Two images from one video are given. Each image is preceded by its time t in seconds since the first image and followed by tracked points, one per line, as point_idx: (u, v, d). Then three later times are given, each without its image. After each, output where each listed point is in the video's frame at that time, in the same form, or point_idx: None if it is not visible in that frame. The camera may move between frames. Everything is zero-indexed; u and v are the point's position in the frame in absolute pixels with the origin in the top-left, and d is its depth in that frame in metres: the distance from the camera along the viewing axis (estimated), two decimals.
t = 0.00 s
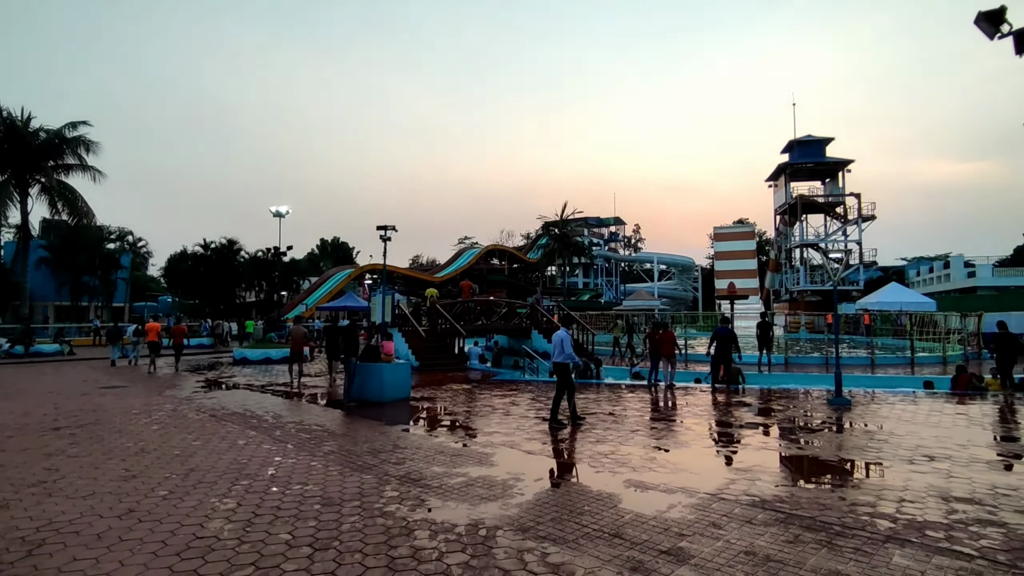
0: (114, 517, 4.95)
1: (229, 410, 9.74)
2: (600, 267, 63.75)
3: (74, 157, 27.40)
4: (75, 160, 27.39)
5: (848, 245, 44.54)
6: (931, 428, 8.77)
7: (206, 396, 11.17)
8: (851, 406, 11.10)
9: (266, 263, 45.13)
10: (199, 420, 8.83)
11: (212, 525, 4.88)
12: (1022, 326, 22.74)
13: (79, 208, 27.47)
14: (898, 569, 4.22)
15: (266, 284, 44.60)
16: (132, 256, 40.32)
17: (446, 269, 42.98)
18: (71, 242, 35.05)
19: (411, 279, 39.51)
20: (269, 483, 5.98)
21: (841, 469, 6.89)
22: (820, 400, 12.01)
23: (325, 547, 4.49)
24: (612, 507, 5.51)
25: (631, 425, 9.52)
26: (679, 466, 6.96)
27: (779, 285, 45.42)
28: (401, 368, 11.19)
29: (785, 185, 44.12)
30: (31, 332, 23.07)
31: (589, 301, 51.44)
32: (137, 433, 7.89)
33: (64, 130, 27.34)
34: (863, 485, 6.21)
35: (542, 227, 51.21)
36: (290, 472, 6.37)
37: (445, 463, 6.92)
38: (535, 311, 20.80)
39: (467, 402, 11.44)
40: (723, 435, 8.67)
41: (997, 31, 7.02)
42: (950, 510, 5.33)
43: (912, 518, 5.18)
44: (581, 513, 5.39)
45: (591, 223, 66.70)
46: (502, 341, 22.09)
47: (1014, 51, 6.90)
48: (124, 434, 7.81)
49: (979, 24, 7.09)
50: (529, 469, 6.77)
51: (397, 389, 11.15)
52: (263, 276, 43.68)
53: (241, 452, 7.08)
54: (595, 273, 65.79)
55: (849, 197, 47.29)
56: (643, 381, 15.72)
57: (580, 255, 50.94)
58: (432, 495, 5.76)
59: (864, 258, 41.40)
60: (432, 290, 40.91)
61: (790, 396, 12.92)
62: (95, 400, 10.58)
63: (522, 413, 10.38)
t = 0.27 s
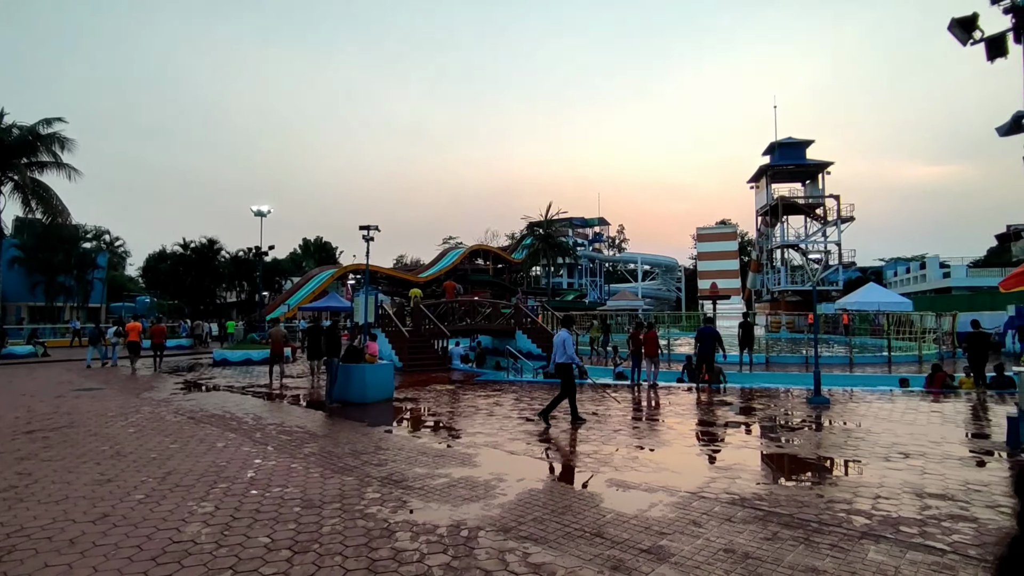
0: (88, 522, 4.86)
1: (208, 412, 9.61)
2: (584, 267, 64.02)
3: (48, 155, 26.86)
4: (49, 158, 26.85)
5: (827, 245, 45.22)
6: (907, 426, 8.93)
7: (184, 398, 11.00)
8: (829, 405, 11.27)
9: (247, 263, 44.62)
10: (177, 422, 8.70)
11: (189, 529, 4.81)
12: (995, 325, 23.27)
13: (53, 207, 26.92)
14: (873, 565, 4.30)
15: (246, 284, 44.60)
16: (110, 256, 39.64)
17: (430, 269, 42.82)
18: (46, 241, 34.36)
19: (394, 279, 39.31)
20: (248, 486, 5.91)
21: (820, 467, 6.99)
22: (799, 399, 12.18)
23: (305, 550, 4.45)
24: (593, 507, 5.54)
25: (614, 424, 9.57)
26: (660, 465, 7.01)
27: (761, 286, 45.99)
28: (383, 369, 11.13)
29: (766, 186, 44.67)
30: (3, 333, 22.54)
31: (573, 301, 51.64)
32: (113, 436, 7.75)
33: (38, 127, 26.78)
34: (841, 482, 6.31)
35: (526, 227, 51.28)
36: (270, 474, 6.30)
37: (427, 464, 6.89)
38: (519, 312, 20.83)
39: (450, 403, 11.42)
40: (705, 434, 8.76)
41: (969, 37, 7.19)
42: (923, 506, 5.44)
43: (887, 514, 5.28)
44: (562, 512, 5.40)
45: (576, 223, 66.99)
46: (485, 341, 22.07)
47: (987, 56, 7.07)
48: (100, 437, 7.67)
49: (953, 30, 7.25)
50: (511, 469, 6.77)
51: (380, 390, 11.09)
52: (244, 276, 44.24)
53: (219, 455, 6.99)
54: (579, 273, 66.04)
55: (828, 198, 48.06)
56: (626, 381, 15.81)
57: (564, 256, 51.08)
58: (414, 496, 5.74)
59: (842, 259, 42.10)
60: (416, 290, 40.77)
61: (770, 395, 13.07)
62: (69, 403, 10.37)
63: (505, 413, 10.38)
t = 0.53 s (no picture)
0: (54, 528, 4.73)
1: (182, 414, 9.43)
2: (566, 267, 64.27)
3: (16, 150, 26.12)
4: (17, 153, 26.11)
5: (804, 246, 45.96)
6: (879, 423, 9.12)
7: (158, 400, 10.77)
8: (804, 403, 11.46)
9: (224, 263, 43.93)
10: (150, 425, 8.52)
11: (160, 533, 4.71)
12: (963, 324, 23.92)
13: (21, 204, 26.18)
14: (844, 559, 4.38)
15: (223, 283, 44.26)
16: (81, 255, 38.76)
17: (410, 269, 42.58)
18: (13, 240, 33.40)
19: (375, 279, 39.02)
20: (222, 488, 5.81)
21: (795, 464, 7.09)
22: (776, 398, 12.35)
23: (279, 553, 4.39)
24: (571, 506, 5.55)
25: (593, 423, 9.62)
26: (639, 463, 7.06)
27: (739, 286, 46.61)
28: (362, 369, 11.03)
29: (744, 188, 45.29)
30: None
31: (554, 301, 51.79)
32: (82, 439, 7.56)
33: (5, 122, 26.03)
34: (814, 478, 6.41)
35: (508, 227, 51.28)
36: (245, 477, 6.20)
37: (406, 465, 6.85)
38: (500, 311, 20.81)
39: (430, 403, 11.36)
40: (683, 433, 8.84)
41: (939, 43, 7.36)
42: (893, 501, 5.55)
43: (858, 510, 5.39)
44: (541, 512, 5.40)
45: (557, 223, 67.22)
46: (466, 341, 22.03)
47: (955, 63, 7.26)
48: (68, 441, 7.47)
49: (923, 36, 7.42)
50: (490, 469, 6.76)
51: (358, 391, 11.00)
52: (220, 276, 44.03)
53: (193, 457, 6.86)
54: (561, 273, 66.27)
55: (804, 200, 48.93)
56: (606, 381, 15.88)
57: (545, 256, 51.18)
58: (392, 498, 5.70)
59: (818, 259, 42.86)
60: (396, 290, 40.51)
61: (748, 394, 13.24)
62: (36, 406, 10.08)
63: (485, 413, 10.36)
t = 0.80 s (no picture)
0: (14, 536, 4.56)
1: (151, 416, 9.20)
2: (545, 267, 64.45)
3: None
4: None
5: (778, 247, 46.79)
6: (849, 420, 9.31)
7: (126, 403, 10.50)
8: (778, 401, 11.65)
9: (196, 262, 42.95)
10: (117, 428, 8.30)
11: (126, 539, 4.58)
12: (930, 323, 24.64)
13: None
14: (815, 555, 4.45)
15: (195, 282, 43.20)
16: (46, 253, 37.37)
17: (388, 269, 42.25)
18: None
19: (352, 279, 38.64)
20: (192, 492, 5.68)
21: (769, 461, 7.21)
22: (750, 396, 12.54)
23: (250, 557, 4.30)
24: (548, 506, 5.55)
25: (570, 423, 9.65)
26: (615, 462, 7.10)
27: (715, 286, 47.26)
28: (337, 370, 10.91)
29: (720, 189, 45.94)
30: None
31: (533, 301, 51.91)
32: (45, 444, 7.33)
33: None
34: (787, 475, 6.52)
35: (487, 227, 51.22)
36: (216, 480, 6.07)
37: (382, 466, 6.78)
38: (478, 311, 20.78)
39: (407, 404, 11.27)
40: (659, 432, 8.92)
41: (906, 50, 7.54)
42: (862, 497, 5.68)
43: (828, 506, 5.49)
44: (517, 512, 5.39)
45: (537, 224, 67.39)
46: (444, 341, 21.94)
47: (922, 69, 7.45)
48: (31, 445, 7.23)
49: (891, 43, 7.61)
50: (467, 470, 6.73)
51: (334, 392, 10.86)
52: (192, 275, 42.75)
53: (162, 461, 6.70)
54: (540, 273, 66.45)
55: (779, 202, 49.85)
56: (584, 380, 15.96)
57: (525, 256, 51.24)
58: (367, 500, 5.64)
59: (792, 260, 43.67)
60: (374, 290, 40.16)
61: (723, 392, 13.42)
62: None
63: (462, 414, 10.32)
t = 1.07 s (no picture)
0: None
1: (117, 420, 8.94)
2: (523, 267, 64.57)
3: None
4: None
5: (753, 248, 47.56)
6: (820, 418, 9.50)
7: (90, 407, 10.18)
8: (752, 400, 11.82)
9: (166, 262, 41.95)
10: (81, 433, 8.04)
11: (89, 548, 4.43)
12: (897, 323, 25.25)
13: None
14: (787, 551, 4.52)
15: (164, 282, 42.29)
16: (5, 252, 36.00)
17: (365, 269, 41.82)
18: None
19: (328, 279, 38.16)
20: (159, 498, 5.52)
21: (743, 459, 7.31)
22: (724, 395, 12.70)
23: (220, 564, 4.19)
24: (525, 506, 5.54)
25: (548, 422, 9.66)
26: (592, 462, 7.12)
27: (691, 286, 47.85)
28: (312, 371, 10.73)
29: (696, 191, 46.54)
30: None
31: (511, 301, 51.94)
32: (3, 450, 7.06)
33: None
34: (760, 473, 6.61)
35: (465, 227, 51.07)
36: (184, 486, 5.91)
37: (356, 469, 6.69)
38: (455, 311, 20.68)
39: (383, 405, 11.16)
40: (635, 431, 8.97)
41: (875, 56, 7.73)
42: (832, 493, 5.79)
43: (801, 502, 5.58)
44: (494, 513, 5.37)
45: (514, 224, 67.48)
46: (421, 342, 21.81)
47: (890, 75, 7.63)
48: None
49: (860, 49, 7.78)
50: (443, 471, 6.69)
51: (308, 394, 10.69)
52: (162, 275, 41.89)
53: (128, 467, 6.50)
54: (518, 274, 66.57)
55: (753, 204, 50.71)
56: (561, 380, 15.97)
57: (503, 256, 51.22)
58: (341, 503, 5.55)
59: (766, 261, 44.45)
60: (350, 290, 39.72)
61: (698, 391, 13.57)
62: None
63: (439, 415, 10.25)
